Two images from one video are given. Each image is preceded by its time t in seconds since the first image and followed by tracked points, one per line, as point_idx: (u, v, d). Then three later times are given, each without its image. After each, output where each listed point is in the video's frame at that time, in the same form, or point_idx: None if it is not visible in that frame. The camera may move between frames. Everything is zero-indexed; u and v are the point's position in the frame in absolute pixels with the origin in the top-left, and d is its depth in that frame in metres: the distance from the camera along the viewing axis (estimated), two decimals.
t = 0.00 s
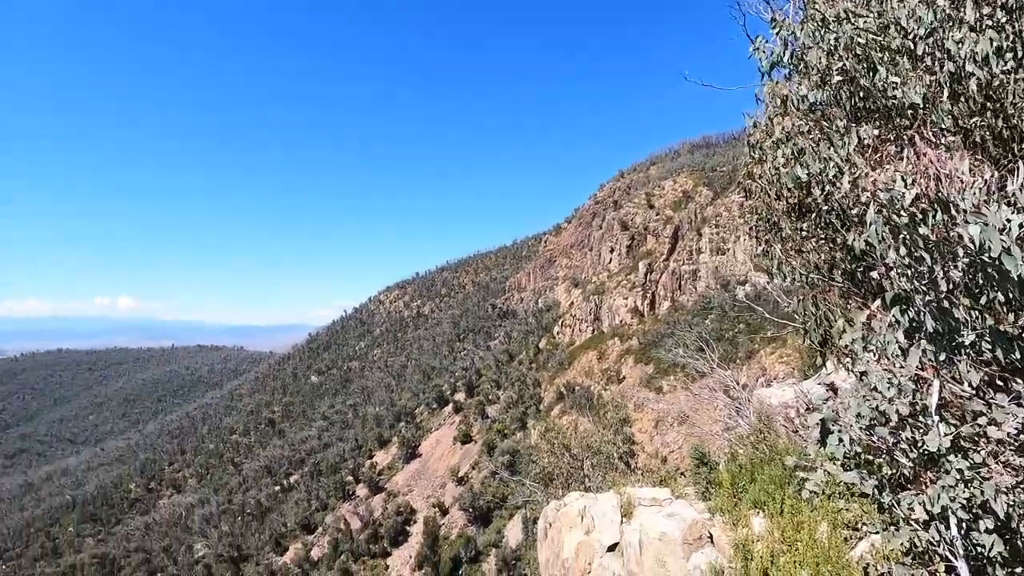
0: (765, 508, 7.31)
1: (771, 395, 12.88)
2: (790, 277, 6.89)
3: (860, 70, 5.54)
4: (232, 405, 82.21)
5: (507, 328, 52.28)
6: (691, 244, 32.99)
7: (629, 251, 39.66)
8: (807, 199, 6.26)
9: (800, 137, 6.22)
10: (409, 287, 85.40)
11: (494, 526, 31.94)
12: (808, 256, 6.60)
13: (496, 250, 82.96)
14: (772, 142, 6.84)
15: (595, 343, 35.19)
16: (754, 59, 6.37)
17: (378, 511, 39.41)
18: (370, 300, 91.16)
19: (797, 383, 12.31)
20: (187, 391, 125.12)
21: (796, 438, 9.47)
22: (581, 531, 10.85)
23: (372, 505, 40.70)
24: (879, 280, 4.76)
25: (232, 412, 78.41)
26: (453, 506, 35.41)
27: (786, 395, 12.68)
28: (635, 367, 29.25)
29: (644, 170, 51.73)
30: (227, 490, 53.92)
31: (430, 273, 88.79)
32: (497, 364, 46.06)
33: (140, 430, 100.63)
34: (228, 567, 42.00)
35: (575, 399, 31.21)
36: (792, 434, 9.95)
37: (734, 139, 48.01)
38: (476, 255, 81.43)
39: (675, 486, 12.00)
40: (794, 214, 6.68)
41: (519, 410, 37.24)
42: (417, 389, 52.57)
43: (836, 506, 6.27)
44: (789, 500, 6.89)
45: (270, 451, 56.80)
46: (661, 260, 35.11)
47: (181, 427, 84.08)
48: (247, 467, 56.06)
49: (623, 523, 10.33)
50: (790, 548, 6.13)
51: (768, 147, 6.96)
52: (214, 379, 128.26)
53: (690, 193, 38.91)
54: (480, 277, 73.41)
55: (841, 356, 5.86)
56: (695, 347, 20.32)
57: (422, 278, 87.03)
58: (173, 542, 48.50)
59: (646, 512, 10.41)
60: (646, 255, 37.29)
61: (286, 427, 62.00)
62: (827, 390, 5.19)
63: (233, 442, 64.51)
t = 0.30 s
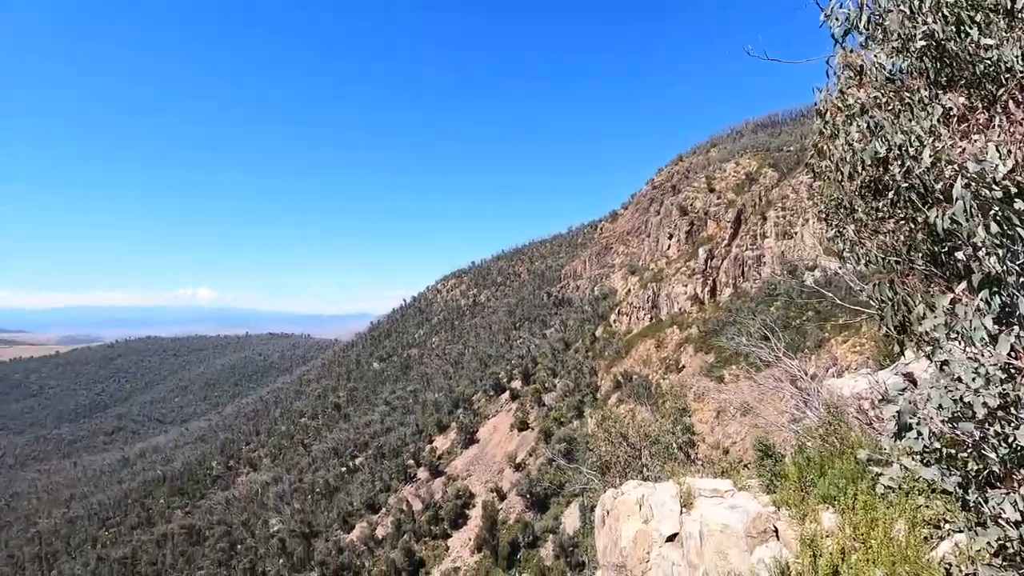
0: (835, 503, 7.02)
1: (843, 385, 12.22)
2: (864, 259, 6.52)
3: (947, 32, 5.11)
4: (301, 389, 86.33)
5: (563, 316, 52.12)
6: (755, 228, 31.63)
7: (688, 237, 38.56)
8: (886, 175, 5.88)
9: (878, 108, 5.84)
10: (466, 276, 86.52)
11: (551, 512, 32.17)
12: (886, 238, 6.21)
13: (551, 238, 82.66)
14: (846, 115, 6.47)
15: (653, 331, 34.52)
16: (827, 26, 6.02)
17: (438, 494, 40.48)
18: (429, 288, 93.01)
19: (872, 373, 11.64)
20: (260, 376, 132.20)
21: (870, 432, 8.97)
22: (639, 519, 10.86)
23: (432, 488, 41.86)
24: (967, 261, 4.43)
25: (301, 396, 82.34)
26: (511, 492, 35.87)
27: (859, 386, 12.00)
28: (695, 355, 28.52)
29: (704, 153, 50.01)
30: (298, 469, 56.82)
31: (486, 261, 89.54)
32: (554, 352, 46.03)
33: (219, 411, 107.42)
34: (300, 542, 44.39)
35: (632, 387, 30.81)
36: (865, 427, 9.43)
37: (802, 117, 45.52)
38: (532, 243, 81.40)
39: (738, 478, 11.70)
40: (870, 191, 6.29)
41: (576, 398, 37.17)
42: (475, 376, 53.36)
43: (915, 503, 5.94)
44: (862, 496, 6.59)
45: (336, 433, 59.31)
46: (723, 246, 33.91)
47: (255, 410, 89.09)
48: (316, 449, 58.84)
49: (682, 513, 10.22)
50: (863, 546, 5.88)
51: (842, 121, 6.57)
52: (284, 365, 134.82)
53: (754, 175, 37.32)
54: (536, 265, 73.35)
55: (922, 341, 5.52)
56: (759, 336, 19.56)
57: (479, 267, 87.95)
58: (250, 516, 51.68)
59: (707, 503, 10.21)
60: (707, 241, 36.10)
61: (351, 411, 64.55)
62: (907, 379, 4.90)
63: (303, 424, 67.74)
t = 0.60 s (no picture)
0: (910, 498, 6.69)
1: (921, 373, 11.51)
2: (952, 236, 6.12)
3: None
4: (361, 372, 89.38)
5: (617, 301, 51.48)
6: (822, 209, 30.04)
7: (750, 219, 37.10)
8: (979, 144, 5.47)
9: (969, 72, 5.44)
10: (519, 262, 86.68)
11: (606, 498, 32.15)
12: (976, 213, 5.82)
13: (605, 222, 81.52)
14: (931, 81, 6.06)
15: (712, 316, 33.58)
16: None
17: (493, 476, 41.18)
18: (482, 274, 93.82)
19: (954, 361, 10.92)
20: (323, 359, 137.72)
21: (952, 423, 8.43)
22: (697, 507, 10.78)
23: (488, 470, 42.62)
24: None
25: (361, 379, 85.28)
26: (565, 476, 36.03)
27: (939, 373, 11.27)
28: (757, 342, 27.57)
29: (767, 130, 47.79)
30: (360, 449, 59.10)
31: (540, 247, 89.31)
32: (608, 338, 45.57)
33: (287, 392, 112.88)
34: (362, 518, 46.26)
35: (689, 374, 30.14)
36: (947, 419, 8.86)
37: (875, 88, 42.68)
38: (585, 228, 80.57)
39: (803, 468, 11.31)
40: (959, 163, 5.89)
41: (631, 384, 36.79)
42: (529, 361, 53.62)
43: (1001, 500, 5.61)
44: (942, 490, 6.25)
45: (395, 415, 61.19)
46: (787, 228, 32.42)
47: (319, 391, 93.01)
48: (376, 430, 60.96)
49: (744, 503, 10.05)
50: (943, 542, 5.62)
51: (927, 87, 6.16)
52: (345, 349, 139.85)
53: (822, 151, 35.38)
54: (589, 250, 72.60)
55: (1020, 327, 5.09)
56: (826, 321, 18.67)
57: (532, 252, 87.91)
58: (316, 492, 54.27)
59: (770, 493, 9.94)
60: (769, 223, 34.61)
61: (408, 394, 66.40)
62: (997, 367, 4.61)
63: (363, 405, 70.22)
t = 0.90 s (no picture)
0: (991, 496, 6.29)
1: (1005, 364, 10.75)
2: None
3: None
4: (415, 356, 91.45)
5: (670, 286, 50.43)
6: (894, 187, 28.25)
7: (813, 200, 35.42)
8: None
9: None
10: (569, 247, 86.04)
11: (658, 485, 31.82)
12: None
13: (657, 206, 79.77)
14: None
15: (770, 302, 32.40)
16: None
17: (544, 460, 41.49)
18: (532, 260, 93.80)
19: None
20: (378, 343, 141.63)
21: None
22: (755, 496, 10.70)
23: (538, 454, 42.98)
24: None
25: (415, 362, 87.32)
26: (616, 462, 35.91)
27: None
28: (819, 329, 26.45)
29: (832, 105, 45.32)
30: (414, 429, 60.73)
31: (590, 232, 88.32)
32: (660, 324, 44.79)
33: (345, 375, 116.93)
34: (417, 497, 47.65)
35: (745, 361, 29.29)
36: None
37: (955, 57, 39.68)
38: (637, 212, 79.12)
39: (869, 461, 10.86)
40: None
41: (684, 371, 36.11)
42: (579, 346, 53.41)
43: None
44: None
45: (447, 398, 62.44)
46: (854, 209, 30.73)
47: (375, 374, 95.90)
48: (429, 412, 62.43)
49: (805, 494, 9.90)
50: None
51: None
52: (398, 333, 143.28)
53: (894, 126, 33.26)
54: (641, 234, 71.22)
55: None
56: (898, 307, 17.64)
57: (582, 237, 87.11)
58: (373, 470, 56.22)
59: (834, 484, 9.70)
60: (834, 203, 32.92)
61: (460, 377, 67.55)
62: None
63: (416, 388, 71.89)
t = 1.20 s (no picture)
0: None
1: None
2: None
3: None
4: (463, 340, 92.65)
5: (722, 272, 49.05)
6: (972, 165, 26.40)
7: (879, 180, 33.55)
8: None
9: None
10: (618, 232, 84.70)
11: (708, 474, 31.28)
12: None
13: (709, 189, 77.49)
14: None
15: (831, 288, 31.02)
16: None
17: (591, 446, 41.44)
18: (580, 245, 93.06)
19: None
20: (427, 328, 144.19)
21: None
22: (812, 488, 10.52)
23: (585, 440, 42.97)
24: None
25: (463, 346, 88.48)
26: (664, 450, 35.50)
27: None
28: (884, 317, 25.18)
29: (903, 79, 42.66)
30: (463, 412, 61.73)
31: (640, 216, 86.67)
32: (712, 310, 43.69)
33: (395, 358, 119.83)
34: (465, 478, 48.60)
35: (803, 350, 28.23)
36: None
37: None
38: (688, 195, 77.13)
39: (938, 455, 10.38)
40: None
41: (736, 359, 35.14)
42: (627, 333, 52.77)
43: None
44: None
45: (495, 383, 63.12)
46: (925, 189, 28.93)
47: (424, 358, 97.83)
48: (477, 395, 63.33)
49: (867, 487, 9.72)
50: None
51: None
52: (446, 318, 145.53)
53: (973, 98, 31.00)
54: (692, 218, 69.43)
55: None
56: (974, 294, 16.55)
57: (631, 222, 85.70)
58: (423, 451, 57.68)
59: (898, 477, 9.44)
60: (903, 183, 31.06)
61: (508, 362, 68.06)
62: None
63: (464, 372, 72.95)
